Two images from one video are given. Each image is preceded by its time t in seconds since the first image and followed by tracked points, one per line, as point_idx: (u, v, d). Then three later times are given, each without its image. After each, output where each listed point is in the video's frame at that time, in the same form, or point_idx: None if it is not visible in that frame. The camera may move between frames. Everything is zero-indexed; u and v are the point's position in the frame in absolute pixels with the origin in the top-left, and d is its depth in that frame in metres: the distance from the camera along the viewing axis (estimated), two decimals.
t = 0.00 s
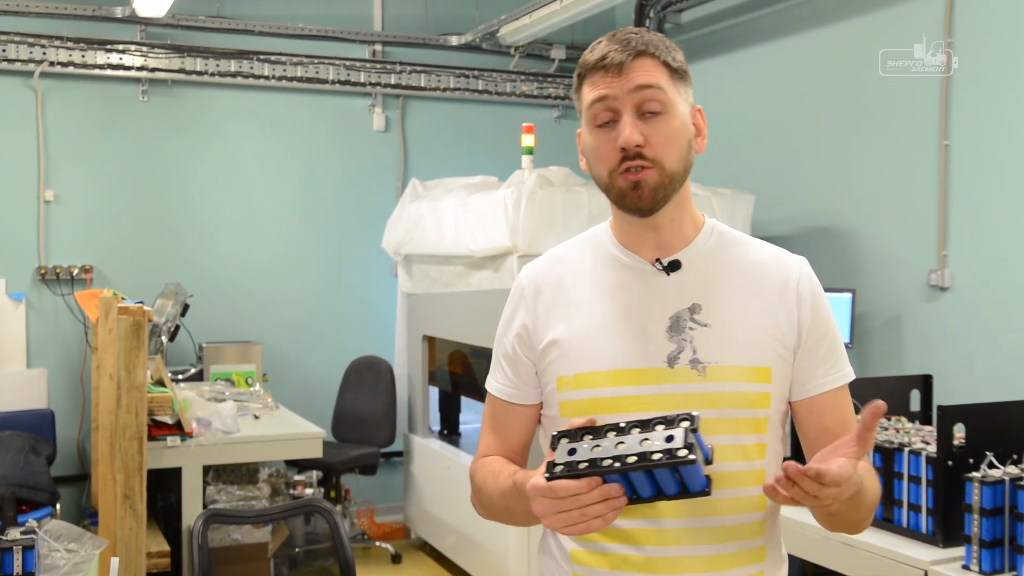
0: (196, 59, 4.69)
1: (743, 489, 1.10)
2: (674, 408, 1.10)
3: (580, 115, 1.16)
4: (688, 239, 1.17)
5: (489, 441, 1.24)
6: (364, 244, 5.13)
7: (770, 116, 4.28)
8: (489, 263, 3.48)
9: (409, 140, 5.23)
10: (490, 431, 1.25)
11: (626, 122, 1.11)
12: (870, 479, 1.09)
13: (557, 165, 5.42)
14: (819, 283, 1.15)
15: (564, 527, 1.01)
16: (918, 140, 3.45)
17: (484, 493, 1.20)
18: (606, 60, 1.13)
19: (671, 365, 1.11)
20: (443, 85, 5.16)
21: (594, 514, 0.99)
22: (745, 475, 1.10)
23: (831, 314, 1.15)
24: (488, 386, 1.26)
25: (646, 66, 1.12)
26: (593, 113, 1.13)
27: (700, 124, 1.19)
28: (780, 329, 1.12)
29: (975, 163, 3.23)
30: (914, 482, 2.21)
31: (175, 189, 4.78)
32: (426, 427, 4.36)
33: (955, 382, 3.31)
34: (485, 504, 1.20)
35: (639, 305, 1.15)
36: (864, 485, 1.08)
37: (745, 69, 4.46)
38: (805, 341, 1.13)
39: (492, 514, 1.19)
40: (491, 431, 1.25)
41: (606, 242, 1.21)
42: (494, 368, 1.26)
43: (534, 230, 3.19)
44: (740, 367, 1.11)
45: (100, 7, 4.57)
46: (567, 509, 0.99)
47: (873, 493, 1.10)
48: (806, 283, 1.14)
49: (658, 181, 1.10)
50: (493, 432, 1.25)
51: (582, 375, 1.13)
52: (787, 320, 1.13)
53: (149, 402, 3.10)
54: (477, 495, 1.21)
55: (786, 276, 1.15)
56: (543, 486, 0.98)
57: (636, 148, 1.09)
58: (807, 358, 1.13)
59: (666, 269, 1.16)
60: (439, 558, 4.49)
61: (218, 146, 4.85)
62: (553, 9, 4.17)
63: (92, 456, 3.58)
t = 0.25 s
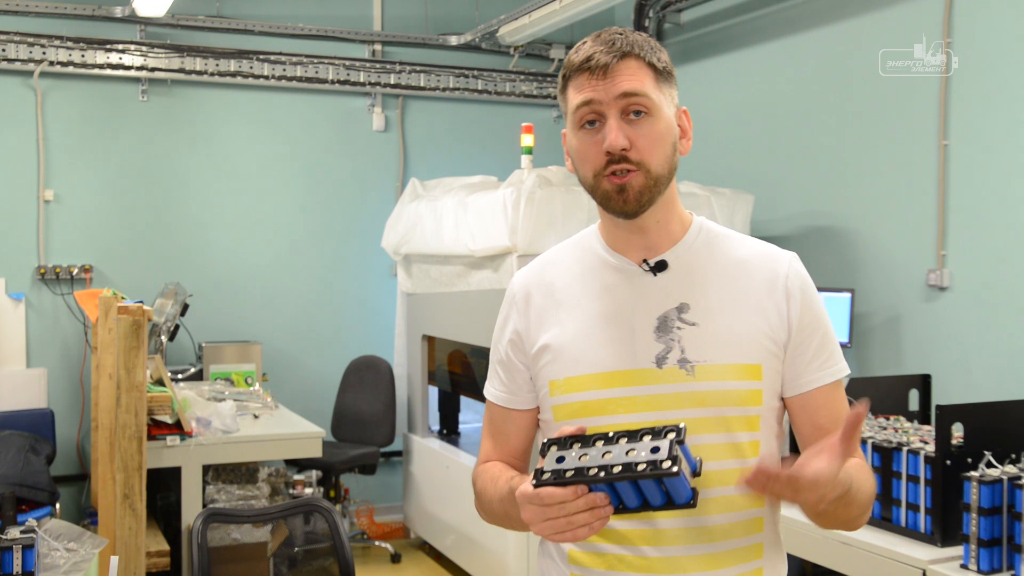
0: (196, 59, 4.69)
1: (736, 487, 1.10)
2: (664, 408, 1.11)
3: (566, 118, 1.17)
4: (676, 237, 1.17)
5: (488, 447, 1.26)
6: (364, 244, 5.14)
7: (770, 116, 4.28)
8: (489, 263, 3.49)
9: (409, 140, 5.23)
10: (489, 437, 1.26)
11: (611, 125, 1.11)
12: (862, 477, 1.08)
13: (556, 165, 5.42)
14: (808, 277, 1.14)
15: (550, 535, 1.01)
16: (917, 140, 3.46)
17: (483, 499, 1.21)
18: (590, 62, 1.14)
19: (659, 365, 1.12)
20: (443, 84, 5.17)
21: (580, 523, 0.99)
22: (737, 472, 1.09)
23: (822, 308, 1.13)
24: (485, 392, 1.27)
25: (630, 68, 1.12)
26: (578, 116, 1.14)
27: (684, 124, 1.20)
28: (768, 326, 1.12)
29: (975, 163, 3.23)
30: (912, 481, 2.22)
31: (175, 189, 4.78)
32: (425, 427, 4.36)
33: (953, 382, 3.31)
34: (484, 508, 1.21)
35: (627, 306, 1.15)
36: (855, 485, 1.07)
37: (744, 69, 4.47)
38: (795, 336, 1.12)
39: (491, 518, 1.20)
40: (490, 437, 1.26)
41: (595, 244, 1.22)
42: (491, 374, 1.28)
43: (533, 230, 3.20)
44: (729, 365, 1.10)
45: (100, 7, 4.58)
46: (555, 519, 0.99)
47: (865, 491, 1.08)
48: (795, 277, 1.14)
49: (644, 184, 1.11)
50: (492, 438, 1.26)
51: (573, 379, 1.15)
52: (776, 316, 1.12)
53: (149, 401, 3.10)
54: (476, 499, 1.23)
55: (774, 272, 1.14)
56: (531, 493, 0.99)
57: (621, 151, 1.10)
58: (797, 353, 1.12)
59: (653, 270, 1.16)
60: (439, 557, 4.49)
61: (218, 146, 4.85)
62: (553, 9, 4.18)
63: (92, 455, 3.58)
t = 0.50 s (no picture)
0: (196, 59, 4.70)
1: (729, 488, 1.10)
2: (655, 409, 1.11)
3: (560, 118, 1.16)
4: (667, 238, 1.17)
5: (483, 450, 1.26)
6: (363, 244, 5.14)
7: (769, 116, 4.28)
8: (488, 263, 3.49)
9: (409, 140, 5.24)
10: (484, 440, 1.27)
11: (606, 124, 1.11)
12: (851, 484, 1.09)
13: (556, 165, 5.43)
14: (799, 276, 1.15)
15: (542, 541, 1.01)
16: (916, 140, 3.46)
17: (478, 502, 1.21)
18: (585, 62, 1.14)
19: (650, 366, 1.12)
20: (443, 85, 5.17)
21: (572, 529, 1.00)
22: (730, 473, 1.10)
23: (812, 307, 1.14)
24: (479, 396, 1.28)
25: (625, 68, 1.12)
26: (572, 115, 1.14)
27: (677, 126, 1.19)
28: (758, 325, 1.12)
29: (974, 163, 3.23)
30: (911, 481, 2.22)
31: (175, 189, 4.78)
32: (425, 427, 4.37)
33: (952, 382, 3.31)
34: (479, 511, 1.22)
35: (618, 308, 1.16)
36: (840, 497, 1.07)
37: (744, 69, 4.47)
38: (786, 336, 1.13)
39: (486, 522, 1.20)
40: (485, 440, 1.27)
41: (586, 246, 1.22)
42: (486, 378, 1.28)
43: (532, 230, 3.20)
44: (720, 365, 1.11)
45: (100, 7, 4.58)
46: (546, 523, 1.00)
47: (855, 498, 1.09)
48: (785, 277, 1.14)
49: (638, 184, 1.11)
50: (487, 441, 1.26)
51: (565, 381, 1.15)
52: (766, 316, 1.13)
53: (149, 401, 3.10)
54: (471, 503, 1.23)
55: (764, 272, 1.15)
56: (522, 499, 0.99)
57: (615, 150, 1.10)
58: (788, 353, 1.12)
59: (642, 271, 1.16)
60: (439, 557, 4.49)
61: (218, 146, 4.86)
62: (552, 10, 4.18)
63: (92, 455, 3.59)
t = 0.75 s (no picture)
0: (196, 59, 4.70)
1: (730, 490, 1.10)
2: (657, 410, 1.11)
3: (563, 114, 1.16)
4: (668, 240, 1.17)
5: (478, 448, 1.25)
6: (363, 244, 5.14)
7: (769, 116, 4.29)
8: (488, 262, 3.49)
9: (409, 140, 5.24)
10: (479, 438, 1.26)
11: (612, 121, 1.11)
12: (826, 486, 1.09)
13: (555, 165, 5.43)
14: (798, 279, 1.16)
15: (557, 538, 1.01)
16: (915, 140, 3.46)
17: (476, 501, 1.20)
18: (591, 58, 1.13)
19: (652, 367, 1.12)
20: (443, 84, 5.17)
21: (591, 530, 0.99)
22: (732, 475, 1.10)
23: (812, 309, 1.15)
24: (474, 393, 1.27)
25: (631, 65, 1.12)
26: (577, 112, 1.13)
27: (680, 126, 1.19)
28: (759, 328, 1.13)
29: (974, 163, 3.23)
30: (910, 480, 2.22)
31: (175, 189, 4.78)
32: (425, 427, 4.37)
33: (951, 381, 3.32)
34: (477, 511, 1.21)
35: (620, 307, 1.15)
36: (804, 499, 1.08)
37: (743, 69, 4.47)
38: (786, 339, 1.13)
39: (485, 521, 1.20)
40: (480, 438, 1.26)
41: (585, 245, 1.21)
42: (480, 375, 1.27)
43: (532, 229, 3.20)
44: (721, 367, 1.11)
45: (100, 7, 4.58)
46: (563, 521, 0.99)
47: (831, 500, 1.09)
48: (786, 280, 1.15)
49: (643, 181, 1.10)
50: (482, 439, 1.26)
51: (565, 380, 1.15)
52: (767, 317, 1.13)
53: (149, 401, 3.11)
54: (468, 502, 1.22)
55: (765, 274, 1.15)
56: (543, 496, 0.98)
57: (621, 147, 1.10)
58: (789, 356, 1.13)
59: (645, 272, 1.16)
60: (439, 557, 4.50)
61: (218, 146, 4.86)
62: (552, 9, 4.18)
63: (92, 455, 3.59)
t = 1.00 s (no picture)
0: (195, 59, 4.70)
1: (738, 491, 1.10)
2: (668, 409, 1.11)
3: (580, 109, 1.14)
4: (679, 239, 1.16)
5: (476, 444, 1.22)
6: (363, 244, 5.15)
7: (769, 116, 4.29)
8: (488, 263, 3.49)
9: (408, 140, 5.24)
10: (475, 434, 1.22)
11: (631, 116, 1.09)
12: (833, 481, 1.11)
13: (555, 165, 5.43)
14: (806, 281, 1.17)
15: (583, 538, 1.00)
16: (915, 140, 3.46)
17: (478, 499, 1.18)
18: (612, 53, 1.12)
19: (665, 367, 1.11)
20: (442, 85, 5.17)
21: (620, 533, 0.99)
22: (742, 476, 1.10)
23: (818, 312, 1.16)
24: (471, 389, 1.22)
25: (653, 62, 1.11)
26: (595, 106, 1.11)
27: (698, 127, 1.18)
28: (769, 329, 1.13)
29: (973, 163, 3.23)
30: (908, 479, 2.23)
31: (175, 189, 4.79)
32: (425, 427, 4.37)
33: (950, 381, 3.32)
34: (478, 510, 1.18)
35: (631, 305, 1.14)
36: (816, 494, 1.09)
37: (743, 69, 4.47)
38: (794, 341, 1.14)
39: (487, 520, 1.17)
40: (476, 434, 1.22)
41: (595, 242, 1.20)
42: (479, 371, 1.23)
43: (532, 230, 3.21)
44: (733, 367, 1.11)
45: (100, 7, 4.59)
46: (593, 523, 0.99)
47: (838, 494, 1.11)
48: (795, 282, 1.16)
49: (660, 177, 1.09)
50: (478, 435, 1.22)
51: (576, 379, 1.12)
52: (777, 318, 1.14)
53: (149, 401, 3.11)
54: (467, 499, 1.19)
55: (775, 276, 1.16)
56: (574, 498, 0.97)
57: (640, 142, 1.08)
58: (796, 358, 1.14)
59: (657, 270, 1.15)
60: (438, 557, 4.50)
61: (217, 146, 4.86)
62: (552, 10, 4.18)
63: (92, 455, 3.59)
